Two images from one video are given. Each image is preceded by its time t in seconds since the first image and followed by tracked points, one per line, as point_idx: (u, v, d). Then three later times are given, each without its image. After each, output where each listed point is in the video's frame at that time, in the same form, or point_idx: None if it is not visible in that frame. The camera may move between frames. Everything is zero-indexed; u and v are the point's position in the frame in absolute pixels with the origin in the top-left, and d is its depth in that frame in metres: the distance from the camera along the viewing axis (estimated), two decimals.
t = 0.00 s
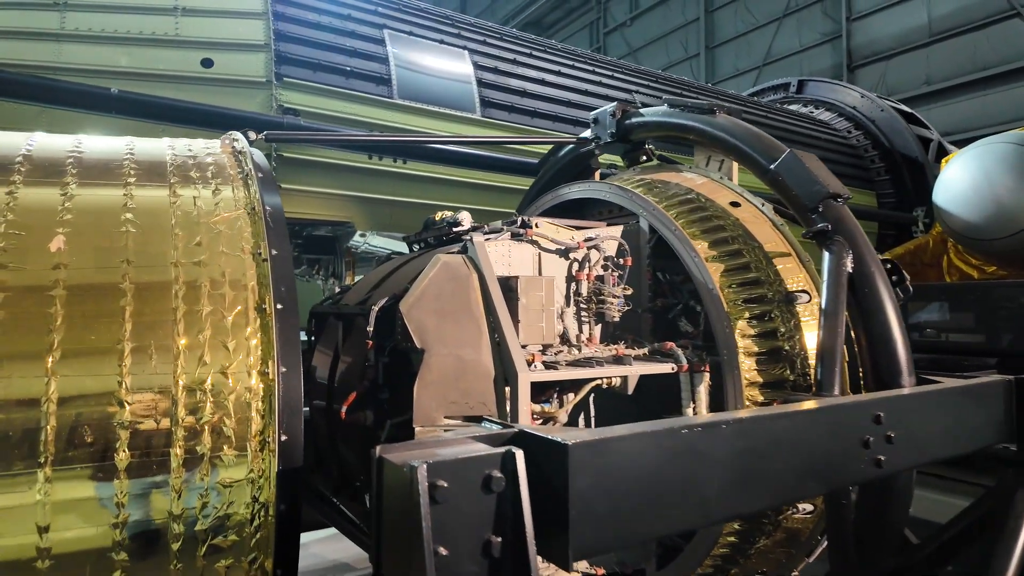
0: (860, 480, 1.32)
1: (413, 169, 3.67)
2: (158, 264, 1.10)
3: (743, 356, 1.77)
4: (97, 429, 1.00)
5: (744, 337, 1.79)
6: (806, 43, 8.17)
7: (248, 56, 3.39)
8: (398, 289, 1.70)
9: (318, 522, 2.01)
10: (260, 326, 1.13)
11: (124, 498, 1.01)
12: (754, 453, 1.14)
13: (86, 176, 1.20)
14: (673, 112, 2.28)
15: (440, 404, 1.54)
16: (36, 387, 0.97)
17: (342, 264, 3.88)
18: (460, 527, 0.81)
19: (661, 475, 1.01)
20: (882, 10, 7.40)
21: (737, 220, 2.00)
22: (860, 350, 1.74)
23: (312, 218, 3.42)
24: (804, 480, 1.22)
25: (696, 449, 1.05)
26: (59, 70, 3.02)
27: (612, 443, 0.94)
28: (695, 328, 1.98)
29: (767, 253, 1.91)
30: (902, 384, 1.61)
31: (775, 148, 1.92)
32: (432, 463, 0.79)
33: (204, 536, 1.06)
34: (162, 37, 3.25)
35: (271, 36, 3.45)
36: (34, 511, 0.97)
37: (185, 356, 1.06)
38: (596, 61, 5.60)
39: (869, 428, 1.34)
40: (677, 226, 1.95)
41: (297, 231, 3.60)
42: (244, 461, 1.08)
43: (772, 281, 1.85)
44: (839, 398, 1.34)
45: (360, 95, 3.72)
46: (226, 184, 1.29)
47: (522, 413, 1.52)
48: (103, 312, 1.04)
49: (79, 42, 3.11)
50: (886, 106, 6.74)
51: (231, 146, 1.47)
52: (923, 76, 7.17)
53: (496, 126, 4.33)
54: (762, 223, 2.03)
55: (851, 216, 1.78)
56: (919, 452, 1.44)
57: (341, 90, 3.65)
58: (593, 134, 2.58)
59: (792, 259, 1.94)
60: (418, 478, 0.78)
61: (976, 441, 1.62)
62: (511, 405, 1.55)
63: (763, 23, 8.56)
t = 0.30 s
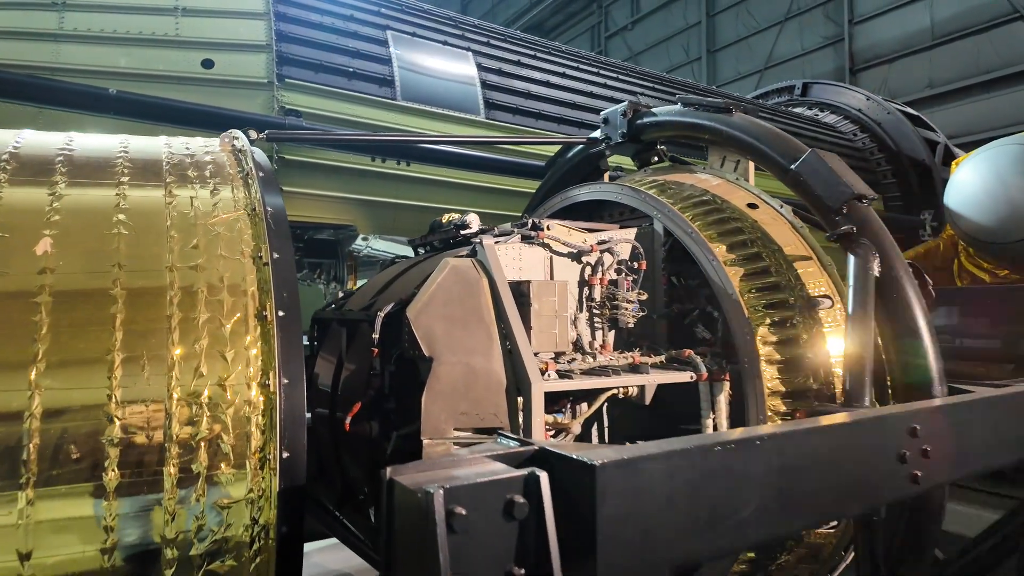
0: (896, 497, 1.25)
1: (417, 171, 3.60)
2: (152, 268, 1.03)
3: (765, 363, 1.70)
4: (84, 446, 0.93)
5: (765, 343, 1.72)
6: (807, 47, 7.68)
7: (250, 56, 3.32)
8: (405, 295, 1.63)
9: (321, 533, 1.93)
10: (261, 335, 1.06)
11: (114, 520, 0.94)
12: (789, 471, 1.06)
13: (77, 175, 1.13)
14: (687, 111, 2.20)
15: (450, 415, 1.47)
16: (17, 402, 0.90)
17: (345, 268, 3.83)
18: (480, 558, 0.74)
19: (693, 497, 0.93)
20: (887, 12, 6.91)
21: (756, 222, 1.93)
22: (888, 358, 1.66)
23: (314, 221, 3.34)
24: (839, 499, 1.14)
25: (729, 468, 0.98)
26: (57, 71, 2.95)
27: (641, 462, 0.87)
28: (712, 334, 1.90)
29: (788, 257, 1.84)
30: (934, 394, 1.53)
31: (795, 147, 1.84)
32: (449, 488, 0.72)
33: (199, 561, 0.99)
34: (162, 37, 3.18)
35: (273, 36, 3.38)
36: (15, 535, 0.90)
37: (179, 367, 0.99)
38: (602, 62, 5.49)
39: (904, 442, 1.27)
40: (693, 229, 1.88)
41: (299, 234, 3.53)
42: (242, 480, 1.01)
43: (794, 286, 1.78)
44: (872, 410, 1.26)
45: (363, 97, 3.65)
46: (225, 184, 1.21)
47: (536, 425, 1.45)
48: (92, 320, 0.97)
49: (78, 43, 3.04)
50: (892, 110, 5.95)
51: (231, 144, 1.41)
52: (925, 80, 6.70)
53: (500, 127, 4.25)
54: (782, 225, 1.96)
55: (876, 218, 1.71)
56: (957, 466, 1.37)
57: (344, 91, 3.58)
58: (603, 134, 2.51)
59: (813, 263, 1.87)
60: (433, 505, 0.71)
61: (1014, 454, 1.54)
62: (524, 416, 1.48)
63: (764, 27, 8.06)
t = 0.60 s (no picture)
0: (934, 513, 1.19)
1: (423, 174, 3.55)
2: (156, 273, 0.98)
3: (787, 372, 1.64)
4: (83, 463, 0.88)
5: (787, 350, 1.66)
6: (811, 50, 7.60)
7: (254, 58, 3.27)
8: (416, 300, 1.57)
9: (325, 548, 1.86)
10: (269, 345, 1.00)
11: (115, 541, 0.89)
12: (824, 488, 1.01)
13: (78, 178, 1.08)
14: (702, 112, 2.15)
15: (463, 427, 1.41)
16: (12, 417, 0.86)
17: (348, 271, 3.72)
18: None
19: (729, 517, 0.88)
20: (891, 15, 6.85)
21: (775, 225, 1.88)
22: (915, 365, 1.61)
23: (319, 224, 3.29)
24: (877, 517, 1.08)
25: (765, 487, 0.92)
26: (59, 73, 2.90)
27: (676, 483, 0.82)
28: (731, 341, 1.85)
29: (809, 261, 1.79)
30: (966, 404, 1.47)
31: (817, 149, 1.78)
32: (475, 513, 0.67)
33: None
34: (165, 39, 3.13)
35: (277, 38, 3.33)
36: (8, 557, 0.85)
37: (184, 379, 0.94)
38: (608, 64, 5.43)
39: (941, 455, 1.21)
40: (711, 232, 1.83)
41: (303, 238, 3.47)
42: (250, 498, 0.96)
43: (816, 291, 1.73)
44: (908, 422, 1.21)
45: (368, 99, 3.61)
46: (231, 186, 1.16)
47: (554, 438, 1.39)
48: (93, 328, 0.92)
49: (80, 44, 2.98)
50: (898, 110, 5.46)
51: (237, 144, 1.36)
52: (930, 82, 6.64)
53: (506, 130, 4.19)
54: (802, 228, 1.90)
55: (902, 221, 1.65)
56: (995, 480, 1.30)
57: (349, 93, 3.54)
58: (615, 134, 2.46)
59: (835, 267, 1.81)
60: (461, 532, 0.65)
61: None
62: (540, 427, 1.43)
63: (767, 31, 8.01)
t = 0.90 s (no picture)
0: (972, 526, 1.15)
1: (431, 175, 3.51)
2: (169, 277, 0.95)
3: (813, 377, 1.60)
4: (94, 475, 0.84)
5: (812, 355, 1.62)
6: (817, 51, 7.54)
7: (261, 59, 3.24)
8: (432, 304, 1.53)
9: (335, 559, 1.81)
10: (286, 352, 0.97)
11: (128, 556, 0.85)
12: (865, 501, 0.97)
13: (87, 178, 1.05)
14: (720, 112, 2.10)
15: (481, 435, 1.37)
16: (21, 427, 0.82)
17: (355, 274, 3.66)
18: None
19: (769, 534, 0.84)
20: (896, 17, 6.79)
21: (798, 228, 1.83)
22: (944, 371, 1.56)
23: (326, 227, 3.25)
24: (916, 530, 1.04)
25: (805, 501, 0.88)
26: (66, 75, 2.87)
27: (718, 497, 0.78)
28: (752, 346, 1.81)
29: (833, 264, 1.74)
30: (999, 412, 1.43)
31: (841, 149, 1.73)
32: (511, 533, 0.63)
33: None
34: (172, 40, 3.09)
35: (285, 39, 3.30)
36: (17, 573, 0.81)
37: (198, 387, 0.90)
38: (616, 65, 5.39)
39: (980, 466, 1.17)
40: (732, 234, 1.78)
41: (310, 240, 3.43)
42: (266, 511, 0.92)
43: (841, 295, 1.68)
44: (946, 431, 1.16)
45: (376, 100, 3.57)
46: (245, 187, 1.13)
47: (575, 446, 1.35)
48: (104, 334, 0.88)
49: (87, 46, 2.96)
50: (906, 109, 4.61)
51: (250, 145, 1.32)
52: (937, 83, 6.58)
53: (514, 131, 4.15)
54: (824, 230, 1.86)
55: (930, 222, 1.61)
56: None
57: (357, 95, 3.50)
58: (629, 134, 2.42)
59: (859, 270, 1.77)
60: (497, 553, 0.62)
61: None
62: (561, 435, 1.39)
63: (772, 32, 7.95)
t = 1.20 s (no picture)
0: (1015, 538, 1.10)
1: (439, 176, 3.46)
2: (181, 278, 0.91)
3: (839, 382, 1.55)
4: (103, 485, 0.80)
5: (838, 359, 1.57)
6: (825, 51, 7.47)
7: (269, 59, 3.20)
8: (447, 307, 1.49)
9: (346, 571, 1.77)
10: (302, 356, 0.93)
11: (138, 569, 0.81)
12: (909, 514, 0.92)
13: (96, 177, 1.01)
14: (738, 109, 2.05)
15: (500, 441, 1.33)
16: (27, 435, 0.78)
17: (362, 275, 3.61)
18: None
19: (813, 549, 0.79)
20: (903, 16, 6.72)
21: (821, 227, 1.79)
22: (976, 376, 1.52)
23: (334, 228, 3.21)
24: (960, 543, 0.99)
25: (849, 514, 0.84)
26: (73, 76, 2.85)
27: (761, 511, 0.74)
28: (774, 349, 1.77)
29: (857, 265, 1.70)
30: None
31: (867, 148, 1.68)
32: (549, 555, 0.61)
33: None
34: (180, 40, 3.07)
35: (293, 39, 3.27)
36: None
37: (211, 392, 0.86)
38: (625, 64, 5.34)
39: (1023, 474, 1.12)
40: (753, 234, 1.74)
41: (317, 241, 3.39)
42: (281, 522, 0.88)
43: (867, 298, 1.63)
44: (987, 439, 1.12)
45: (385, 100, 3.54)
46: (259, 185, 1.09)
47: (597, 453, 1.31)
48: (114, 337, 0.85)
49: (94, 46, 2.93)
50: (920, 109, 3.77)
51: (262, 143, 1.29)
52: (946, 82, 6.50)
53: (523, 131, 4.10)
54: (846, 230, 1.81)
55: (960, 222, 1.56)
56: None
57: (365, 95, 3.47)
58: (644, 133, 2.37)
59: (883, 270, 1.72)
60: None
61: None
62: (582, 441, 1.34)
63: (779, 32, 7.88)
